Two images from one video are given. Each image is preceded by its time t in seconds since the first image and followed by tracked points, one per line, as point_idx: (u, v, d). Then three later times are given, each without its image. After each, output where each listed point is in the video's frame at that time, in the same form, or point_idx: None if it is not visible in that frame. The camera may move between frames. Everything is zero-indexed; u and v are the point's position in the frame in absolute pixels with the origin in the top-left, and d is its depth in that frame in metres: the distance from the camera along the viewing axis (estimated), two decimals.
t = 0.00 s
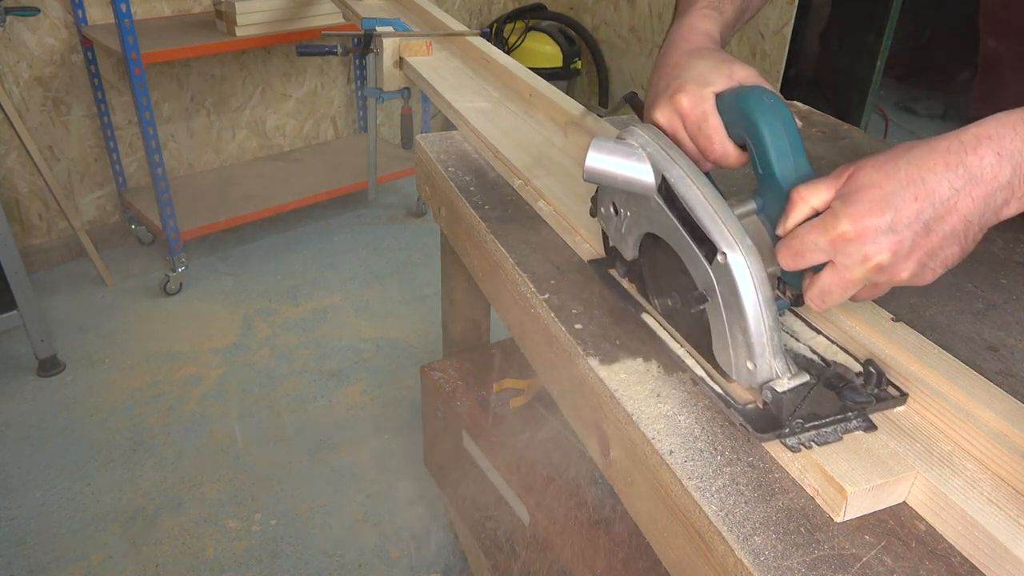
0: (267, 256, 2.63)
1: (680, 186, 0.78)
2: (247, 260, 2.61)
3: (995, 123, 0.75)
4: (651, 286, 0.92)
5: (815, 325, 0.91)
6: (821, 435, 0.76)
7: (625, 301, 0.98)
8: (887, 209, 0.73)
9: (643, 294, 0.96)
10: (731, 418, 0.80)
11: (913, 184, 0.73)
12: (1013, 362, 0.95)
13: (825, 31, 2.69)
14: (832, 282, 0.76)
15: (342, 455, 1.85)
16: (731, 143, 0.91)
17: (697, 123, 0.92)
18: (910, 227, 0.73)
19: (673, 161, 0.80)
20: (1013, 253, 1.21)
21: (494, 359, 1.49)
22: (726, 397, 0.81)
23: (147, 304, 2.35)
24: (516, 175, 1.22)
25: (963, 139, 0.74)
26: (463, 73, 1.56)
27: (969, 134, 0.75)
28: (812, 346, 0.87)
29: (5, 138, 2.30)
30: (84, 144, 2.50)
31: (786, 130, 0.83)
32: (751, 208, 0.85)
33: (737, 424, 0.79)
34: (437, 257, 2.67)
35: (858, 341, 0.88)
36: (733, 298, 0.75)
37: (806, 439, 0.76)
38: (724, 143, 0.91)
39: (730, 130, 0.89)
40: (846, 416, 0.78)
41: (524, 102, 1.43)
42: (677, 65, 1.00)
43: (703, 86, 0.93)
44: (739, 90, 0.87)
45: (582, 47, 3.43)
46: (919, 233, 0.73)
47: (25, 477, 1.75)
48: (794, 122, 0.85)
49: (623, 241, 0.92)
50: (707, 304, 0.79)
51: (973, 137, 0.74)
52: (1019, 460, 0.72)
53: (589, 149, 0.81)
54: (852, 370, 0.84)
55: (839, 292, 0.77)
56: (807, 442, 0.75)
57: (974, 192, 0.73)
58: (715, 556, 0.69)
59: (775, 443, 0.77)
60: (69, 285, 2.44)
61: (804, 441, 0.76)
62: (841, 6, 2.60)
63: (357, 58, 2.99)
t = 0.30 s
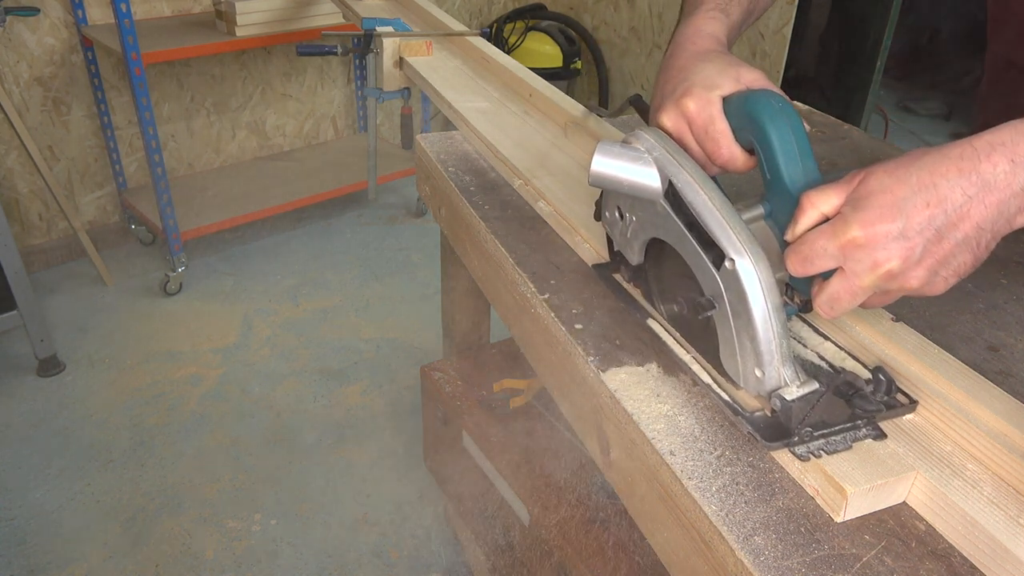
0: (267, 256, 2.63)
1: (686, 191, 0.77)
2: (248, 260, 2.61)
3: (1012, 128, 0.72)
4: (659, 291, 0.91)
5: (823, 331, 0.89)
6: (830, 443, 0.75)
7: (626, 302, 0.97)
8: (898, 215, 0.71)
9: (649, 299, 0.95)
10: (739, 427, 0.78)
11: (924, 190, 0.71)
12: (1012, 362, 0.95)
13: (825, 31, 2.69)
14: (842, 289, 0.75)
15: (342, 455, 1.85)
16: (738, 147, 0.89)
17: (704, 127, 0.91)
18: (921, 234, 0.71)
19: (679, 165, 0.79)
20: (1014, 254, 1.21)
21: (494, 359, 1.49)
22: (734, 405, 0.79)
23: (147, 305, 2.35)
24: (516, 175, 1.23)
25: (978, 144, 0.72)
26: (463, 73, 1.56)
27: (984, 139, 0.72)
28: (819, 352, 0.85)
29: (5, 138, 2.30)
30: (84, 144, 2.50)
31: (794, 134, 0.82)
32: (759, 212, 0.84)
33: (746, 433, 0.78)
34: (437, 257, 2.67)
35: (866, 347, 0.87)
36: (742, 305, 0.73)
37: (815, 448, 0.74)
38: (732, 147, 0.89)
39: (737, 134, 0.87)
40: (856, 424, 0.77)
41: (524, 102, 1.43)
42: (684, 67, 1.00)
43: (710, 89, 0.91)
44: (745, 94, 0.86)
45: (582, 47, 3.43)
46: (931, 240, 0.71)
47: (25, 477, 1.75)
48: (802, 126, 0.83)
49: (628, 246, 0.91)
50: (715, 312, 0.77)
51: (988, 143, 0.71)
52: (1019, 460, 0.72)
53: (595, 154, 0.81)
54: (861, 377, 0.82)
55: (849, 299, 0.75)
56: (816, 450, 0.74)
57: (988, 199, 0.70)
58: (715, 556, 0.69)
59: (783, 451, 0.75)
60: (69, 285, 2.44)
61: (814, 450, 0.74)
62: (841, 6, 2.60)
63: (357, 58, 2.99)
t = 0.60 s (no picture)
0: (267, 256, 2.63)
1: (694, 197, 0.76)
2: (247, 260, 2.60)
3: None
4: (664, 297, 0.91)
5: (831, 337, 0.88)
6: (840, 451, 0.74)
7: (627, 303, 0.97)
8: (911, 222, 0.71)
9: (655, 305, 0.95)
10: (747, 434, 0.78)
11: (938, 197, 0.71)
12: (1013, 362, 0.95)
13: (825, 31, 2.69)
14: (852, 295, 0.75)
15: (342, 455, 1.85)
16: (745, 151, 0.89)
17: (710, 130, 0.91)
18: (933, 242, 0.71)
19: (686, 170, 0.78)
20: (1014, 254, 1.21)
21: (495, 359, 1.49)
22: (742, 412, 0.79)
23: (147, 304, 2.35)
24: (516, 175, 1.23)
25: (992, 153, 0.71)
26: (464, 73, 1.56)
27: (998, 148, 0.72)
28: (827, 358, 0.84)
29: (5, 138, 2.30)
30: (84, 144, 2.50)
31: (803, 139, 0.81)
32: (767, 217, 0.84)
33: (753, 441, 0.77)
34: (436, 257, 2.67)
35: (874, 353, 0.86)
36: (750, 311, 0.73)
37: (824, 456, 0.73)
38: (739, 151, 0.89)
39: (745, 138, 0.87)
40: (865, 431, 0.76)
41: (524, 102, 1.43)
42: (689, 70, 0.99)
43: (717, 92, 0.91)
44: (752, 97, 0.85)
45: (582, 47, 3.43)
46: (943, 248, 0.71)
47: (25, 477, 1.76)
48: (811, 130, 0.83)
49: (634, 251, 0.91)
50: (722, 318, 0.77)
51: (1003, 151, 0.71)
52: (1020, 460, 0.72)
53: (600, 157, 0.80)
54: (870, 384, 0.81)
55: (858, 306, 0.75)
56: (825, 459, 0.73)
57: (1002, 209, 0.70)
58: (716, 556, 0.69)
59: (791, 459, 0.75)
60: (69, 285, 2.44)
61: (823, 458, 0.73)
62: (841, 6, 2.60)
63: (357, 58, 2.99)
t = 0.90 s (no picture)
0: (267, 256, 2.63)
1: (701, 202, 0.76)
2: (247, 260, 2.60)
3: None
4: (669, 302, 0.90)
5: (838, 342, 0.88)
6: (848, 459, 0.73)
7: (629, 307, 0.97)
8: (920, 227, 0.70)
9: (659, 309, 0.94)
10: (754, 442, 0.77)
11: (947, 202, 0.70)
12: (1013, 362, 0.96)
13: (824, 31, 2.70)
14: (860, 301, 0.74)
15: (342, 456, 1.85)
16: (752, 154, 0.88)
17: (716, 133, 0.90)
18: (943, 247, 0.71)
19: (693, 174, 0.77)
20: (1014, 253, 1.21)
21: (495, 359, 1.48)
22: (748, 419, 0.79)
23: (147, 304, 2.35)
24: (517, 175, 1.23)
25: (1002, 157, 0.71)
26: (464, 73, 1.56)
27: (1007, 152, 0.72)
28: (833, 363, 0.84)
29: (5, 138, 2.30)
30: (84, 144, 2.49)
31: (811, 142, 0.81)
32: (774, 222, 0.84)
33: (760, 449, 0.76)
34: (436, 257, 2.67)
35: (883, 359, 0.85)
36: (757, 317, 0.72)
37: (832, 463, 0.73)
38: (745, 154, 0.88)
39: (751, 142, 0.87)
40: (873, 438, 0.75)
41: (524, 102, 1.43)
42: (694, 73, 0.99)
43: (723, 95, 0.90)
44: (759, 100, 0.85)
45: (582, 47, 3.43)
46: (953, 254, 0.71)
47: (24, 478, 1.75)
48: (818, 133, 0.82)
49: (638, 255, 0.90)
50: (729, 323, 0.77)
51: (1011, 155, 0.71)
52: (1019, 459, 0.72)
53: (606, 160, 0.79)
54: (878, 390, 0.81)
55: (867, 312, 0.75)
56: (833, 466, 0.72)
57: (1012, 213, 0.70)
58: (715, 556, 0.69)
59: (799, 467, 0.74)
60: (69, 285, 2.44)
61: (831, 466, 0.72)
62: (841, 6, 2.60)
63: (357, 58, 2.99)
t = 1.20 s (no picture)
0: (267, 256, 2.63)
1: (707, 206, 0.74)
2: (247, 260, 2.60)
3: None
4: (674, 308, 0.88)
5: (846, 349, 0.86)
6: (858, 468, 0.71)
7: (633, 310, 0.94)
8: (932, 234, 0.68)
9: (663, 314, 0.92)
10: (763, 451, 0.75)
11: (960, 208, 0.68)
12: (1012, 363, 0.96)
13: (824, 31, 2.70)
14: (871, 309, 0.73)
15: (342, 456, 1.85)
16: (759, 159, 0.87)
17: (723, 138, 0.89)
18: (956, 254, 0.69)
19: (700, 179, 0.76)
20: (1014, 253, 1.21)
21: (495, 359, 1.48)
22: (756, 427, 0.76)
23: (147, 304, 2.35)
24: (517, 175, 1.23)
25: (1015, 162, 0.69)
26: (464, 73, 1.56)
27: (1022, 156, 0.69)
28: (843, 370, 0.82)
29: (5, 138, 2.30)
30: (84, 144, 2.50)
31: (819, 147, 0.81)
32: (782, 227, 0.83)
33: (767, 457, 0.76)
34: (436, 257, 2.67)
35: (894, 367, 0.84)
36: (766, 324, 0.71)
37: (842, 473, 0.71)
38: (752, 159, 0.87)
39: (759, 147, 0.86)
40: (883, 447, 0.73)
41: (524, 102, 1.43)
42: (699, 76, 0.98)
43: (730, 100, 0.89)
44: (768, 104, 0.84)
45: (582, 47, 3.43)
46: (965, 261, 0.69)
47: (24, 477, 1.75)
48: (827, 138, 0.82)
49: (644, 260, 0.89)
50: (738, 331, 0.75)
51: None
52: (1019, 459, 0.72)
53: (612, 165, 0.79)
54: (888, 398, 0.79)
55: (877, 320, 0.73)
56: (843, 476, 0.71)
57: None
58: (716, 556, 0.69)
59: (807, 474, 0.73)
60: (69, 285, 2.44)
61: (840, 475, 0.71)
62: (841, 6, 2.60)
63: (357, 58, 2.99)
